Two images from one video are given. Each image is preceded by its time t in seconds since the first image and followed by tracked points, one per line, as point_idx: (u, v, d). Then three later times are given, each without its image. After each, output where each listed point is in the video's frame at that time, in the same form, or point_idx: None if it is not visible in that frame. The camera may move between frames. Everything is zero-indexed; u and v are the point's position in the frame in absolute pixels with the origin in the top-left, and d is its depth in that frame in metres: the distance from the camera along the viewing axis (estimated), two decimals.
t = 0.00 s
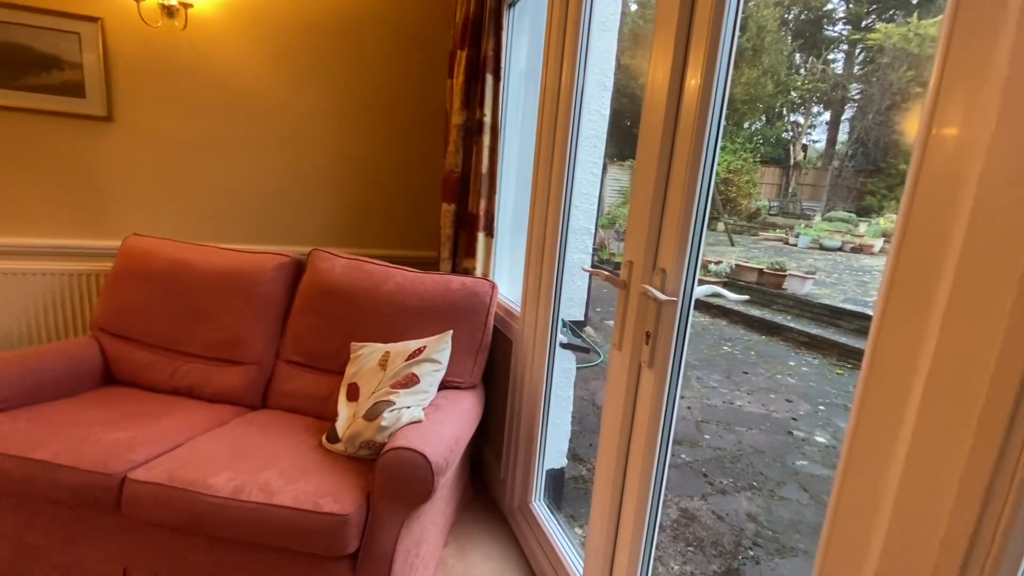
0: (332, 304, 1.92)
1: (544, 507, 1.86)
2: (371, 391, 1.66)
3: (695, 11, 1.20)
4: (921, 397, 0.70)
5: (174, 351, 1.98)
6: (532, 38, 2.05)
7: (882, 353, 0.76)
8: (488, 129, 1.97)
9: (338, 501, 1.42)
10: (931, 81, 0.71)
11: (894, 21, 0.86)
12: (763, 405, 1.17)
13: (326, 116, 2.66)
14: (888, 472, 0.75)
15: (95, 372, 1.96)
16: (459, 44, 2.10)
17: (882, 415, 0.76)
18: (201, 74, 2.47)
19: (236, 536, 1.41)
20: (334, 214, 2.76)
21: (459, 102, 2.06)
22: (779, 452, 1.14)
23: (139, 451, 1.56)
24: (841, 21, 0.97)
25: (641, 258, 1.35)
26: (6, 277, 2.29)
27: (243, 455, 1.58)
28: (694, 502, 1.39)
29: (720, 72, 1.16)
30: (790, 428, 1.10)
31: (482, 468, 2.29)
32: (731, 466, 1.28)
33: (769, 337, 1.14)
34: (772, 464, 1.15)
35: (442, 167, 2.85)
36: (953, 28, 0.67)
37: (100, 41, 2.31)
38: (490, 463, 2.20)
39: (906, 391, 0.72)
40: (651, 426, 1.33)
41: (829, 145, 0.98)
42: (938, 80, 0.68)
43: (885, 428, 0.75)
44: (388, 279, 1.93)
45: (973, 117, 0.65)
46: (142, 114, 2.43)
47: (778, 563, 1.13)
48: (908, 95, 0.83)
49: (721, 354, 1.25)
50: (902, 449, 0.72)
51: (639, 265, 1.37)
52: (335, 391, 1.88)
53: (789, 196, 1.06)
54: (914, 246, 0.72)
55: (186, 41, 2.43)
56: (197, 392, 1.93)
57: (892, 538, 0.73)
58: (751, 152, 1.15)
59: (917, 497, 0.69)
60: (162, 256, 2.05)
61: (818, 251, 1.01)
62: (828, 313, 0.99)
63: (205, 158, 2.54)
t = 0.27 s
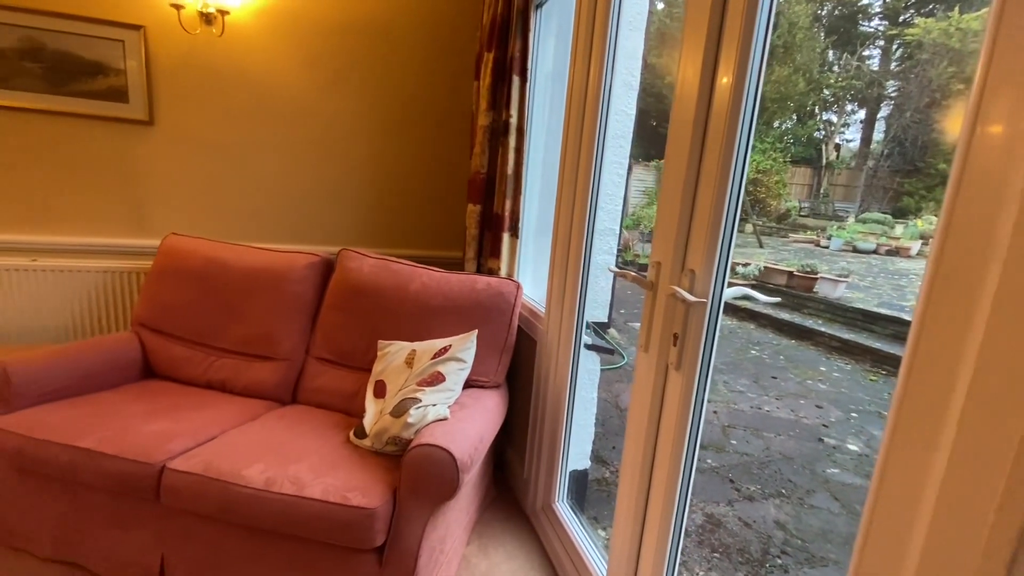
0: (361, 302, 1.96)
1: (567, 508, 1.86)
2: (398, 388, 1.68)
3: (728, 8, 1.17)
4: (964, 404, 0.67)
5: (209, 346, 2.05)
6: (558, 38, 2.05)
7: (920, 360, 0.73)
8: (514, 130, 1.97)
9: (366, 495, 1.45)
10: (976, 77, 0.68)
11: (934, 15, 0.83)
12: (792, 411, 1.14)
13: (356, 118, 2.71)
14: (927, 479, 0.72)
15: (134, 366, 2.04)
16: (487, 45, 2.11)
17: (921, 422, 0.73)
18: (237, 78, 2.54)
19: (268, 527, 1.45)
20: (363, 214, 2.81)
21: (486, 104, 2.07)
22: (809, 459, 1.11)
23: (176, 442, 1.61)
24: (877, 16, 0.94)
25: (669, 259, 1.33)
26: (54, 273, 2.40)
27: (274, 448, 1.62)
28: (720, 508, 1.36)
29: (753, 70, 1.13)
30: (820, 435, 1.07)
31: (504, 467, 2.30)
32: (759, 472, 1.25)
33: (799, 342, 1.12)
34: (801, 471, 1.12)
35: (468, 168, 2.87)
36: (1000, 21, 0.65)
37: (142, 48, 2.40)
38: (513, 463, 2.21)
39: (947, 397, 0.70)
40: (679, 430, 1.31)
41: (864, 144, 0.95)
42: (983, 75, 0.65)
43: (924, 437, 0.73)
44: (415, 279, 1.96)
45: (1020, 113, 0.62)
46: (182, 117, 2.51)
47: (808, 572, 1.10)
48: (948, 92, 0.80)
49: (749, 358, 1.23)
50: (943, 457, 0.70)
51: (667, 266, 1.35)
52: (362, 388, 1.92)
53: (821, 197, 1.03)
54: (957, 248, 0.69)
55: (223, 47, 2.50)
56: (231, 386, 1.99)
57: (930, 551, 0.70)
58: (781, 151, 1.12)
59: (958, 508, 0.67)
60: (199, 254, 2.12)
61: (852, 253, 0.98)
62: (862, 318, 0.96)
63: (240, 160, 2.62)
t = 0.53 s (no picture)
0: (390, 301, 1.99)
1: (592, 510, 1.85)
2: (426, 386, 1.70)
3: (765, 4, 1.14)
4: (1020, 408, 0.64)
5: (244, 342, 2.12)
6: (588, 38, 2.04)
7: (970, 365, 0.70)
8: (542, 130, 1.97)
9: (394, 490, 1.47)
10: None
11: (980, 7, 0.79)
12: (826, 418, 1.11)
13: (387, 119, 2.75)
14: (976, 489, 0.69)
15: (173, 361, 2.12)
16: (515, 46, 2.11)
17: (969, 430, 0.70)
18: (273, 82, 2.61)
19: (301, 519, 1.49)
20: (393, 214, 2.86)
21: (514, 105, 2.07)
22: (844, 468, 1.08)
23: (214, 434, 1.67)
24: (919, 10, 0.90)
25: (702, 261, 1.30)
26: (103, 270, 2.53)
27: (306, 443, 1.66)
28: (750, 515, 1.33)
29: (790, 67, 1.10)
30: (855, 443, 1.04)
31: (529, 468, 2.30)
32: (790, 480, 1.22)
33: (832, 347, 1.08)
34: (835, 480, 1.09)
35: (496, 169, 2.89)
36: None
37: (184, 54, 2.48)
38: (538, 463, 2.21)
39: (998, 402, 0.67)
40: (709, 434, 1.29)
41: (903, 143, 0.92)
42: None
43: (972, 446, 0.69)
44: (443, 278, 1.98)
45: None
46: (222, 120, 2.60)
47: None
48: (994, 87, 0.77)
49: (780, 363, 1.19)
50: (993, 467, 0.66)
51: (699, 267, 1.32)
52: (391, 385, 1.95)
53: (857, 198, 1.00)
54: (1011, 250, 0.66)
55: (259, 52, 2.57)
56: (264, 382, 2.05)
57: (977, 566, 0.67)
58: (815, 151, 1.09)
59: (1010, 522, 0.63)
60: (236, 254, 2.19)
61: (889, 255, 0.94)
62: (901, 323, 0.93)
63: (276, 161, 2.69)
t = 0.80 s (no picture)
0: (417, 301, 2.01)
1: (618, 513, 1.83)
2: (452, 386, 1.71)
3: None
4: None
5: (276, 340, 2.17)
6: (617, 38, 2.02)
7: None
8: (570, 131, 1.96)
9: (422, 488, 1.48)
10: None
11: None
12: (861, 426, 1.08)
13: (417, 122, 2.79)
14: None
15: (209, 357, 2.19)
16: (543, 48, 2.11)
17: None
18: (306, 86, 2.67)
19: (331, 514, 1.51)
20: (422, 216, 2.89)
21: (541, 106, 2.07)
22: (880, 478, 1.04)
23: (248, 429, 1.72)
24: (961, 3, 0.87)
25: (735, 264, 1.26)
26: (144, 269, 2.63)
27: (336, 439, 1.69)
28: (780, 524, 1.29)
29: (831, 61, 1.05)
30: (892, 453, 1.00)
31: (554, 469, 2.30)
32: (822, 489, 1.19)
33: (868, 352, 1.05)
34: (871, 490, 1.06)
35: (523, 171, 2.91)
36: None
37: (221, 60, 2.56)
38: (563, 466, 2.20)
39: None
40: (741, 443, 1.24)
41: (944, 141, 0.88)
42: None
43: None
44: (469, 279, 1.99)
45: None
46: (258, 124, 2.68)
47: None
48: None
49: (812, 368, 1.16)
50: None
51: (732, 271, 1.28)
52: (418, 384, 1.97)
53: (895, 199, 0.96)
54: None
55: (293, 57, 2.63)
56: (296, 379, 2.10)
57: None
58: (849, 150, 1.06)
59: None
60: (269, 254, 2.25)
61: (929, 258, 0.91)
62: (941, 328, 0.89)
63: (309, 164, 2.75)
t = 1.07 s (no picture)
0: (444, 301, 2.02)
1: (644, 518, 1.81)
2: (478, 386, 1.72)
3: None
4: None
5: (306, 338, 2.22)
6: (646, 37, 2.00)
7: None
8: (598, 132, 1.95)
9: (449, 487, 1.49)
10: None
11: None
12: (897, 435, 1.04)
13: (446, 124, 2.81)
14: None
15: (242, 354, 2.25)
16: (571, 48, 2.10)
17: None
18: (337, 90, 2.72)
19: (359, 510, 1.54)
20: (449, 217, 2.91)
21: (569, 107, 2.06)
22: (918, 489, 1.01)
23: (280, 425, 1.76)
24: None
25: (770, 266, 1.21)
26: (182, 268, 2.72)
27: (364, 437, 1.72)
28: (812, 535, 1.24)
29: (874, 56, 1.01)
30: (931, 464, 0.97)
31: (578, 472, 2.29)
32: (857, 499, 1.15)
33: (905, 359, 1.01)
34: (909, 502, 1.02)
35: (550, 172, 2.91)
36: None
37: (256, 65, 2.64)
38: (587, 468, 2.19)
39: None
40: (774, 451, 1.20)
41: (989, 140, 0.85)
42: None
43: None
44: (494, 280, 1.99)
45: None
46: (292, 127, 2.74)
47: None
48: None
49: (846, 375, 1.12)
50: None
51: (767, 273, 1.23)
52: (444, 384, 1.98)
53: (934, 200, 0.93)
54: None
55: (325, 61, 2.68)
56: (325, 376, 2.14)
57: None
58: (886, 149, 1.02)
59: None
60: (300, 254, 2.30)
61: (971, 262, 0.87)
62: (984, 335, 0.85)
63: (340, 166, 2.81)
